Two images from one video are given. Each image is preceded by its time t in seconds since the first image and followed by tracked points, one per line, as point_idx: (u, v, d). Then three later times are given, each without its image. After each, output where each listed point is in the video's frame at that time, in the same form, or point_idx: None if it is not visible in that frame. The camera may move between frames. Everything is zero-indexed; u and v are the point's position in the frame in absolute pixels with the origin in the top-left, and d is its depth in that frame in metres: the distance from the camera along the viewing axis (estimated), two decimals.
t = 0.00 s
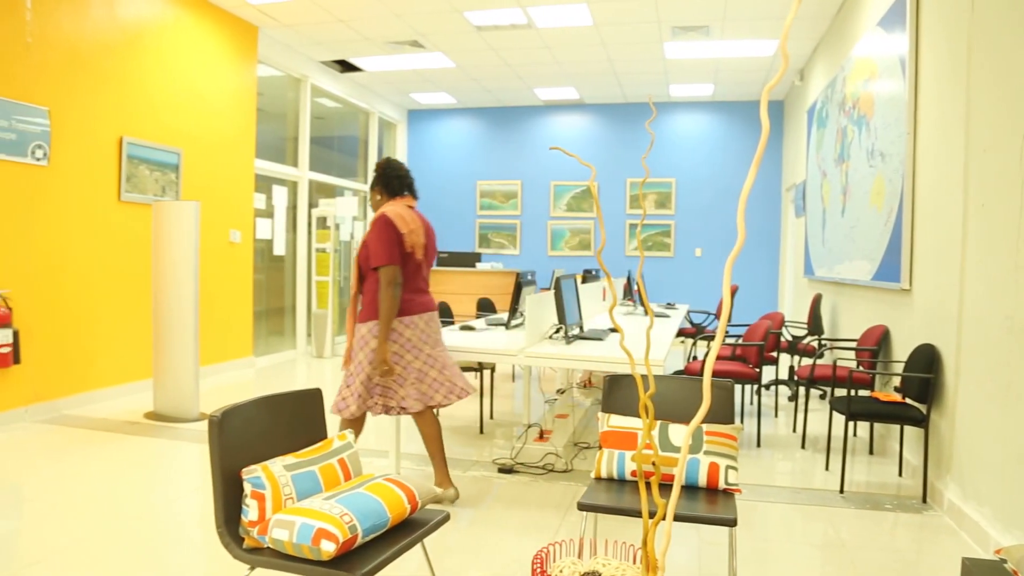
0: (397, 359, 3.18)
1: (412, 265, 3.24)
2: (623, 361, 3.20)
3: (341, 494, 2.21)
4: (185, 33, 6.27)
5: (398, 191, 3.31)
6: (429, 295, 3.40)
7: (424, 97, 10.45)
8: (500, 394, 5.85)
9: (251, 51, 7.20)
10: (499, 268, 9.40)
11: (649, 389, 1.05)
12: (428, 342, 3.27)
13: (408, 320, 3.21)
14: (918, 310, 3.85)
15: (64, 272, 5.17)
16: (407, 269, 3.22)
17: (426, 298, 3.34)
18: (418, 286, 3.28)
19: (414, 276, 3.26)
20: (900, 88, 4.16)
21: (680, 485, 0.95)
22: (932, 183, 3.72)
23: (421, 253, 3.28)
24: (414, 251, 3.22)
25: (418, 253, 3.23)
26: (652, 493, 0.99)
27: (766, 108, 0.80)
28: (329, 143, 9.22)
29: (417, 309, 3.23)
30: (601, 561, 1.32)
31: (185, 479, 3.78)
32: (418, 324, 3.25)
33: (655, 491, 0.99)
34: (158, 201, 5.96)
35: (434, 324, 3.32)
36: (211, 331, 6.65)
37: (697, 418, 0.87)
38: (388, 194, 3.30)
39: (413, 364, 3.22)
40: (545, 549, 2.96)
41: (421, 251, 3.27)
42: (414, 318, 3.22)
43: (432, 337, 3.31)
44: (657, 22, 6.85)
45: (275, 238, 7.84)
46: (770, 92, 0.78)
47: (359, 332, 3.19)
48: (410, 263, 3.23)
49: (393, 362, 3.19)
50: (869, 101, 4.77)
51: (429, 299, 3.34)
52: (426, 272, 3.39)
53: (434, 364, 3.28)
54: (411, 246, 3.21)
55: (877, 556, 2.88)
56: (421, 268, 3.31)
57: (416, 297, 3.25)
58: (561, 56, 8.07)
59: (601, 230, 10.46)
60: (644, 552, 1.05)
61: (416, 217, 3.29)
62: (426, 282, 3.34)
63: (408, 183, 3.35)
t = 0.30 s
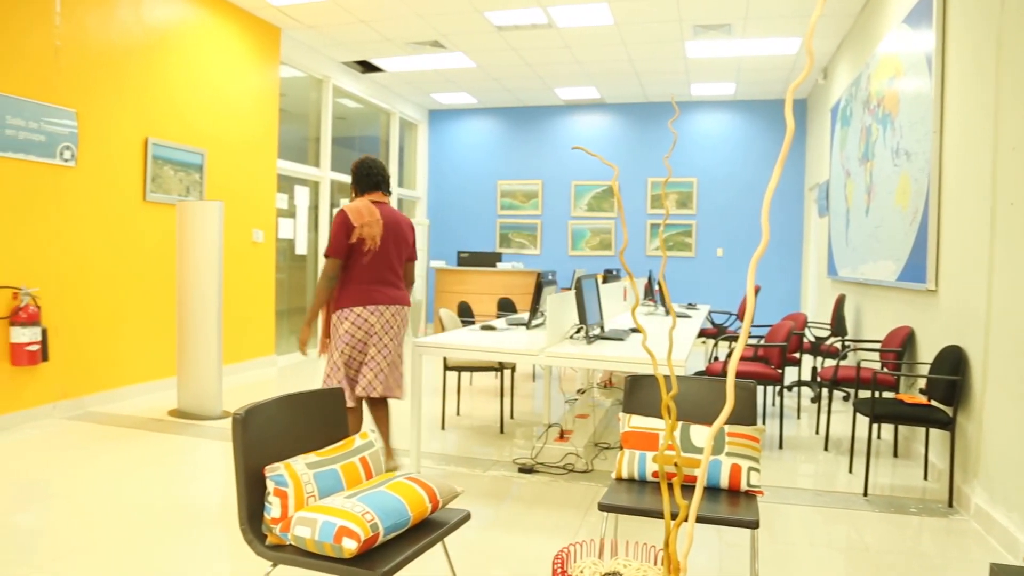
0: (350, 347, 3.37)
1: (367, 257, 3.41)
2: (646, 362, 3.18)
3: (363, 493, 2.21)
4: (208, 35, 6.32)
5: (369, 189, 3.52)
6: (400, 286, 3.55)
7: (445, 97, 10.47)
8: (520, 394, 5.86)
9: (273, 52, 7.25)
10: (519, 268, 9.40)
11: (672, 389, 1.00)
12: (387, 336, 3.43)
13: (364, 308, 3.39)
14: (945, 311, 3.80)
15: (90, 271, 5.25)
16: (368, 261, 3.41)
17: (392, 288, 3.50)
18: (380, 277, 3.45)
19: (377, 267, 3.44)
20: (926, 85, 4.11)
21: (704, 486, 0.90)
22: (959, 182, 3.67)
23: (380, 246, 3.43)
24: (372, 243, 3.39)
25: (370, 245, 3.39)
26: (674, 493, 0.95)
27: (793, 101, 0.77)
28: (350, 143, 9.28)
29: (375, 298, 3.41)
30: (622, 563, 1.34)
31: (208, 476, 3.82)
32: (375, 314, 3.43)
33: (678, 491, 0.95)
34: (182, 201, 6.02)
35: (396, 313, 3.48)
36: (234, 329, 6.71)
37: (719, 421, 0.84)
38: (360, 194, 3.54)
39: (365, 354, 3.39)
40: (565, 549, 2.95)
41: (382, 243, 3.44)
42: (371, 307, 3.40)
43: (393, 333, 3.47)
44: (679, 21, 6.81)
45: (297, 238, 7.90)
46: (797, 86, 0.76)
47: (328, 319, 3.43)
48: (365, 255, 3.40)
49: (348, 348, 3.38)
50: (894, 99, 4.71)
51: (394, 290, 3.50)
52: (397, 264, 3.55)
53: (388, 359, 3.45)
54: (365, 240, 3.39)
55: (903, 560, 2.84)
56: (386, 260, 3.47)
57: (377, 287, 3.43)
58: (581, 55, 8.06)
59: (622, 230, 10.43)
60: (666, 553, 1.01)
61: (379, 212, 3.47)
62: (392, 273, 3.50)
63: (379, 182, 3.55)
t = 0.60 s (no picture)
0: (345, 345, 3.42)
1: (356, 262, 3.43)
2: (669, 362, 3.17)
3: (385, 491, 2.21)
4: (233, 36, 6.39)
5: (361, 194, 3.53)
6: (393, 286, 3.57)
7: (467, 97, 10.49)
8: (541, 394, 5.86)
9: (296, 53, 7.30)
10: (541, 268, 9.40)
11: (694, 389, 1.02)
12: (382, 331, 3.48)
13: (358, 308, 3.43)
14: (973, 313, 3.74)
15: (118, 270, 5.32)
16: (359, 263, 3.43)
17: (385, 288, 3.53)
18: (371, 279, 3.48)
19: (368, 269, 3.47)
20: (954, 83, 4.05)
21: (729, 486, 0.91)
22: (989, 181, 3.61)
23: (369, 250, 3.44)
24: (361, 248, 3.41)
25: (359, 250, 3.41)
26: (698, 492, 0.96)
27: (817, 106, 0.78)
28: (372, 143, 9.33)
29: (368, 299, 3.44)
30: (645, 564, 1.30)
31: (231, 472, 3.86)
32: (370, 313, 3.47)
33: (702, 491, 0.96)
34: (207, 201, 6.09)
35: (390, 311, 3.51)
36: (257, 328, 6.78)
37: (744, 419, 0.85)
38: (353, 198, 3.56)
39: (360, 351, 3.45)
40: (587, 549, 2.95)
41: (372, 247, 3.46)
42: (365, 307, 3.44)
43: (388, 330, 3.53)
44: (701, 19, 6.76)
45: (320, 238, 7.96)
46: (824, 86, 0.76)
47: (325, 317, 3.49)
48: (354, 260, 3.43)
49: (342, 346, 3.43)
50: (921, 97, 4.65)
51: (386, 290, 3.52)
52: (389, 265, 3.57)
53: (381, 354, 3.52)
54: (354, 245, 3.41)
55: (930, 565, 2.80)
56: (377, 262, 3.49)
57: (369, 289, 3.46)
58: (603, 54, 8.03)
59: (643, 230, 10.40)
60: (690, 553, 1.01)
61: (369, 216, 3.48)
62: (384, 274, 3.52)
63: (374, 187, 3.55)
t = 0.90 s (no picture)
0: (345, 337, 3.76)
1: (364, 259, 3.74)
2: (691, 363, 3.16)
3: (407, 490, 2.21)
4: (256, 38, 6.45)
5: (369, 195, 3.76)
6: (395, 281, 3.88)
7: (487, 97, 10.50)
8: (561, 394, 5.86)
9: (318, 54, 7.35)
10: (562, 268, 9.39)
11: (719, 389, 0.97)
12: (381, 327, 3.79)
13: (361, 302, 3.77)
14: (1001, 314, 3.69)
15: (142, 269, 5.39)
16: (363, 261, 3.73)
17: (386, 283, 3.84)
18: (374, 275, 3.79)
19: (372, 266, 3.77)
20: (982, 81, 3.99)
21: (751, 487, 0.88)
22: (1018, 180, 3.55)
23: (376, 248, 3.75)
24: (368, 246, 3.71)
25: (366, 248, 3.71)
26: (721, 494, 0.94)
27: (843, 103, 0.76)
28: (394, 143, 9.38)
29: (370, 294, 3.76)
30: (665, 565, 1.27)
31: (253, 470, 3.90)
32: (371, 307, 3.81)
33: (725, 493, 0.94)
34: (229, 201, 6.15)
35: (391, 304, 3.84)
36: (279, 327, 6.84)
37: (767, 422, 0.83)
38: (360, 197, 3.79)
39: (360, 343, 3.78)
40: (608, 550, 2.94)
41: (376, 246, 3.75)
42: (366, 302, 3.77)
43: (389, 324, 3.85)
44: (723, 18, 6.73)
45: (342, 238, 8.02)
46: (850, 86, 0.75)
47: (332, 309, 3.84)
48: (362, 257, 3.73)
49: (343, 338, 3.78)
50: (948, 95, 4.59)
51: (388, 285, 3.83)
52: (392, 261, 3.86)
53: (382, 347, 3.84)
54: (362, 243, 3.70)
55: (955, 569, 2.76)
56: (381, 259, 3.78)
57: (372, 284, 3.78)
58: (624, 54, 8.01)
59: (664, 230, 10.36)
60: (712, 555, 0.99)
61: (375, 216, 3.74)
62: (388, 271, 3.81)
63: (383, 189, 3.77)
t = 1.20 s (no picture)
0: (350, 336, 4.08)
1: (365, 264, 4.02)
2: (709, 363, 3.14)
3: (424, 489, 2.21)
4: (274, 39, 6.49)
5: (374, 206, 4.03)
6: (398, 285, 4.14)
7: (504, 96, 10.51)
8: (577, 394, 5.86)
9: (336, 54, 7.39)
10: (578, 267, 9.38)
11: (736, 393, 0.93)
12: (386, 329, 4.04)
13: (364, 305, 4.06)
14: None
15: (162, 268, 5.44)
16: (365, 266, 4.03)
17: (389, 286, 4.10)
18: (376, 279, 4.06)
19: (374, 271, 4.05)
20: (1005, 79, 3.94)
21: (769, 494, 0.85)
22: None
23: (376, 254, 4.02)
24: (368, 252, 3.99)
25: (366, 253, 3.99)
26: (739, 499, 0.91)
27: (864, 100, 0.73)
28: (411, 143, 9.41)
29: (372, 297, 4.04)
30: (682, 565, 1.24)
31: (271, 468, 3.93)
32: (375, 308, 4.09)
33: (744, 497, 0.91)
34: (248, 201, 6.20)
35: (392, 307, 4.09)
36: (296, 326, 6.88)
37: (785, 423, 0.80)
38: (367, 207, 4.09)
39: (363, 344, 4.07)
40: (624, 551, 2.93)
41: (378, 252, 4.03)
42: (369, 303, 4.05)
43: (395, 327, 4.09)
44: (742, 16, 6.69)
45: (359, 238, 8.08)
46: (873, 81, 0.71)
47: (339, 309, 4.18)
48: (364, 263, 4.02)
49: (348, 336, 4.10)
50: (970, 93, 4.54)
51: (390, 289, 4.10)
52: (395, 267, 4.13)
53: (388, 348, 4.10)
54: (362, 249, 3.99)
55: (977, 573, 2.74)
56: (382, 265, 4.05)
57: (375, 288, 4.06)
58: (642, 53, 7.99)
59: (681, 230, 10.33)
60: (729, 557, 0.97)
61: (377, 225, 4.03)
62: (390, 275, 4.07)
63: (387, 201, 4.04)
